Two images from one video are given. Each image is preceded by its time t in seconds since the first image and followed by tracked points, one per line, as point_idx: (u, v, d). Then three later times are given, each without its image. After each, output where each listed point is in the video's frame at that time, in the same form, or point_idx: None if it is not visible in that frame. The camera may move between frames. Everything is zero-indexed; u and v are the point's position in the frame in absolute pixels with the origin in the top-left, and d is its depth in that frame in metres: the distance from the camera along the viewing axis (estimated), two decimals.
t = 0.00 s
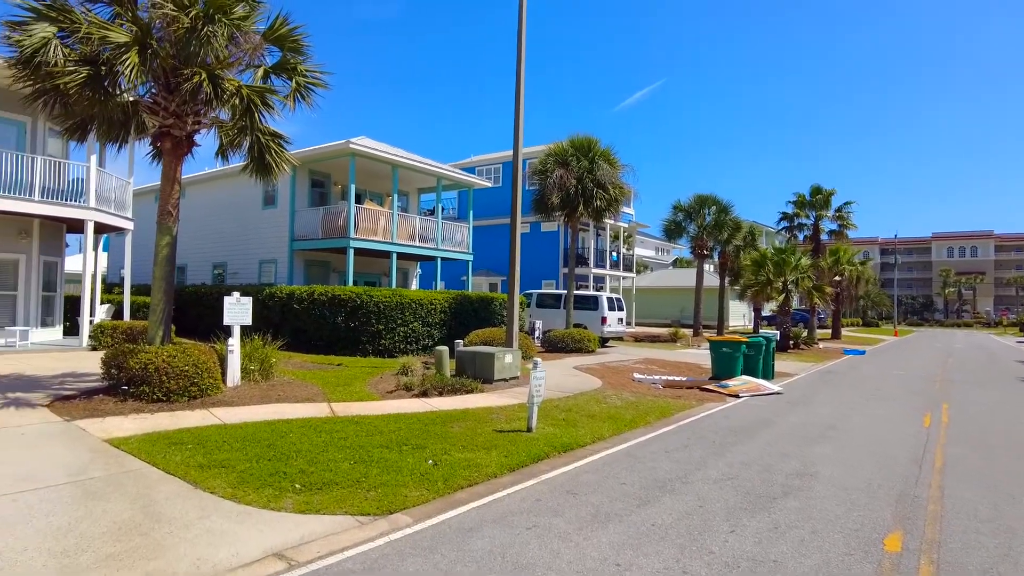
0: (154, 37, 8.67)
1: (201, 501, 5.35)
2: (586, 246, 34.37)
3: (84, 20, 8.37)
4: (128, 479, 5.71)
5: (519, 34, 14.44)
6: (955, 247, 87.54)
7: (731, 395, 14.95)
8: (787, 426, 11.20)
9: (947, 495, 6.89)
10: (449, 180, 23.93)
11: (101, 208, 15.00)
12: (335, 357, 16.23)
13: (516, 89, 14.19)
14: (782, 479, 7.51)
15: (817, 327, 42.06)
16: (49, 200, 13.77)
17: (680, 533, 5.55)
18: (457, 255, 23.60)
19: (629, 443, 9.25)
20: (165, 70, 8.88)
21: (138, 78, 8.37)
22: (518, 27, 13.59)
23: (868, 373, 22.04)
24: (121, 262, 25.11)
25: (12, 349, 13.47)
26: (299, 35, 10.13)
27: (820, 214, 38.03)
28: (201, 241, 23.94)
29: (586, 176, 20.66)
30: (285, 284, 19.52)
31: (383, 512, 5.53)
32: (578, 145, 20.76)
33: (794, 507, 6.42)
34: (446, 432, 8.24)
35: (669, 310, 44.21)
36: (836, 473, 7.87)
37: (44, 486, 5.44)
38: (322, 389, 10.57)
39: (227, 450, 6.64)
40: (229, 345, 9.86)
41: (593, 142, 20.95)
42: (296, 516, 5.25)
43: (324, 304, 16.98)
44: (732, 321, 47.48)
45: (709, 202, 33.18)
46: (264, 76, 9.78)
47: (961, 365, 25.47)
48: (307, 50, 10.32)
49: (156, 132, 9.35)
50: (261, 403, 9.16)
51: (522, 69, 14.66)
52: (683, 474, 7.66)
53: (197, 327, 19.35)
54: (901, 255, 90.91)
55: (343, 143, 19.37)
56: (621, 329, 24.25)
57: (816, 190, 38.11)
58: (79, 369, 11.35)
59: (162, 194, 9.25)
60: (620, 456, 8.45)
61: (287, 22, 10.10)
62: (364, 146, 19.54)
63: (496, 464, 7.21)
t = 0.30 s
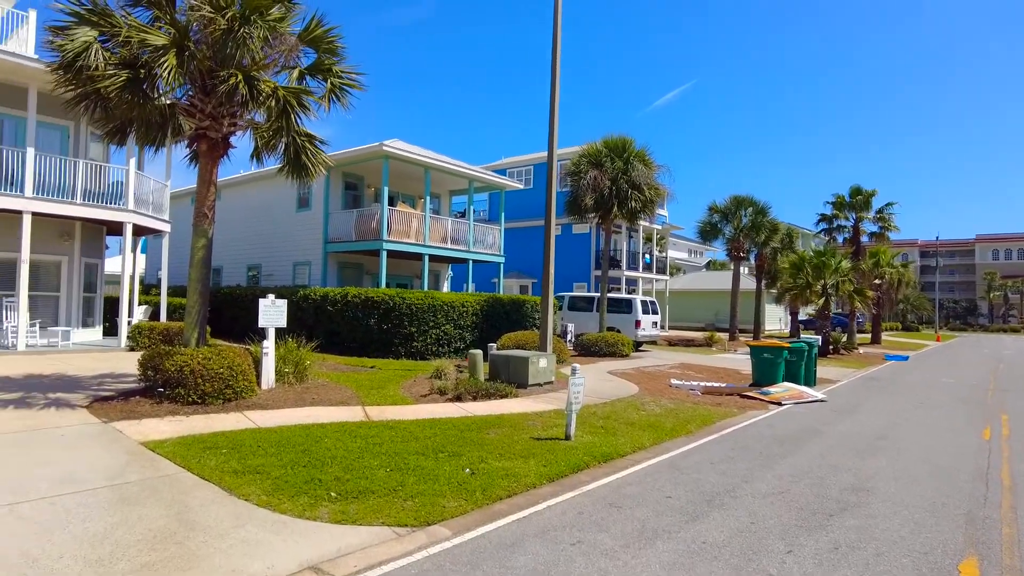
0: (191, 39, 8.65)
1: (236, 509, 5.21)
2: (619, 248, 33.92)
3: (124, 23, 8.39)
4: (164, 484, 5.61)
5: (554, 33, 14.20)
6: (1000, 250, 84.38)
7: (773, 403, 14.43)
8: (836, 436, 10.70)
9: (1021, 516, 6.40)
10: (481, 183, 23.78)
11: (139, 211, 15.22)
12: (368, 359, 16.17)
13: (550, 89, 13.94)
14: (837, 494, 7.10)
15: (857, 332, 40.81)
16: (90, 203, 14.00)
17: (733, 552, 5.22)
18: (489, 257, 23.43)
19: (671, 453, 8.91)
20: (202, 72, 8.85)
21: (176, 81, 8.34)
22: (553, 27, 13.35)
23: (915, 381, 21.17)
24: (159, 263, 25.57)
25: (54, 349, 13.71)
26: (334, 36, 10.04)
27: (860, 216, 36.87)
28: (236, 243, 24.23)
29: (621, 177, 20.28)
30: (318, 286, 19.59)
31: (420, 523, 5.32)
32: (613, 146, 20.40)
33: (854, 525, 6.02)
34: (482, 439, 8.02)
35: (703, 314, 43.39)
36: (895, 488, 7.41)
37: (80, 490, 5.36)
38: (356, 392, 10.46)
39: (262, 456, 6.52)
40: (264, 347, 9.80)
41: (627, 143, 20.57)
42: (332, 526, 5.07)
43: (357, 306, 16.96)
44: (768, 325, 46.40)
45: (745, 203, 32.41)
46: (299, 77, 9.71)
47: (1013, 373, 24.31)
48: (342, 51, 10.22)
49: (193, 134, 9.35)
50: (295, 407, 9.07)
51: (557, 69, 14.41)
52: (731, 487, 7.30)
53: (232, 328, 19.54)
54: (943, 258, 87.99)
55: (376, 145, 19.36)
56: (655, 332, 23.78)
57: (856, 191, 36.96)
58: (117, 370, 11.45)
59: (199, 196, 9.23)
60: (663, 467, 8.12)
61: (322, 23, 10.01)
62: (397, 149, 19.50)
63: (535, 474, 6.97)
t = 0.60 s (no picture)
0: (227, 41, 8.66)
1: (271, 515, 5.11)
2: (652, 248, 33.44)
3: (162, 26, 8.42)
4: (201, 487, 5.55)
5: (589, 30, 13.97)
6: None
7: (817, 408, 13.92)
8: (887, 444, 10.21)
9: None
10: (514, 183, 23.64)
11: (177, 213, 15.45)
12: (401, 360, 16.15)
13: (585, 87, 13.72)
14: (894, 506, 6.72)
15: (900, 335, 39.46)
16: (130, 205, 14.25)
17: (788, 568, 4.92)
18: (521, 258, 23.25)
19: (713, 461, 8.58)
20: (237, 73, 8.86)
21: (212, 82, 8.35)
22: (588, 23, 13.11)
23: (965, 386, 20.27)
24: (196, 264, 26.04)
25: (96, 349, 13.97)
26: (368, 36, 9.96)
27: (903, 214, 35.66)
28: (271, 245, 24.51)
29: (656, 176, 19.90)
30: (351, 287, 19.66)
31: (458, 531, 5.16)
32: (647, 144, 20.05)
33: (916, 541, 5.65)
34: (518, 443, 7.85)
35: (738, 315, 42.49)
36: (957, 501, 6.98)
37: (118, 491, 5.32)
38: (390, 394, 10.37)
39: (297, 459, 6.44)
40: (298, 348, 9.77)
41: (663, 141, 20.19)
42: (368, 533, 4.94)
43: (389, 308, 16.95)
44: (806, 327, 45.23)
45: (783, 202, 31.60)
46: (333, 77, 9.68)
47: None
48: (376, 51, 10.14)
49: (229, 136, 9.37)
50: (330, 408, 9.01)
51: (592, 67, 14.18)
52: (780, 497, 6.96)
53: (267, 329, 19.74)
54: (989, 258, 84.82)
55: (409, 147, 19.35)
56: (691, 335, 23.29)
57: (898, 189, 35.75)
58: (155, 370, 11.57)
59: (235, 197, 9.25)
60: (706, 475, 7.81)
61: (356, 23, 9.95)
62: (430, 150, 19.46)
63: (574, 481, 6.76)
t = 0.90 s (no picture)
0: (262, 42, 8.65)
1: (307, 520, 5.00)
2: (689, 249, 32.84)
3: (198, 30, 8.45)
4: (237, 491, 5.48)
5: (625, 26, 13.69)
6: None
7: (866, 413, 13.33)
8: (946, 451, 9.67)
9: None
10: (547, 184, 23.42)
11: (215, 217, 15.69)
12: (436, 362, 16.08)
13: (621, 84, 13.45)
14: (960, 519, 6.28)
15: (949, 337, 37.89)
16: (170, 210, 14.52)
17: None
18: (555, 259, 23.02)
19: (760, 468, 8.22)
20: (272, 75, 8.86)
21: (248, 84, 8.34)
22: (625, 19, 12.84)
23: None
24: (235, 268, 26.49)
25: (139, 351, 14.24)
26: (402, 36, 9.87)
27: (952, 212, 34.25)
28: (308, 248, 24.78)
29: (695, 174, 19.45)
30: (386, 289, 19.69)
31: (497, 539, 4.97)
32: (685, 142, 19.62)
33: (988, 559, 5.24)
34: (556, 448, 7.64)
35: (778, 317, 41.40)
36: None
37: (155, 494, 5.27)
38: (426, 396, 10.25)
39: (333, 462, 6.34)
40: (334, 350, 9.72)
41: (700, 139, 19.72)
42: (405, 540, 4.79)
43: (424, 309, 16.91)
44: (849, 329, 43.82)
45: (825, 199, 30.66)
46: (368, 77, 9.62)
47: None
48: (410, 51, 10.04)
49: (265, 138, 9.38)
50: (365, 411, 8.93)
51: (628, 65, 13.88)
52: (834, 507, 6.58)
53: (304, 330, 19.92)
54: None
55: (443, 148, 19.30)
56: (730, 336, 22.71)
57: (946, 185, 34.36)
58: (195, 372, 11.69)
59: (270, 199, 9.26)
60: (753, 483, 7.47)
61: (390, 23, 9.87)
62: (463, 151, 19.38)
63: (616, 489, 6.51)
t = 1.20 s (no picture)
0: (297, 44, 8.61)
1: (341, 529, 4.87)
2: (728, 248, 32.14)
3: (234, 33, 8.44)
4: (272, 497, 5.39)
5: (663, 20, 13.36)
6: None
7: (920, 419, 12.69)
8: (1011, 461, 9.08)
9: None
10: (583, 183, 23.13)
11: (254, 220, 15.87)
12: (471, 364, 15.96)
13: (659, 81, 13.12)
14: None
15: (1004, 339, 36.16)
16: (209, 213, 14.73)
17: None
18: (591, 259, 22.71)
19: (811, 477, 7.83)
20: (307, 77, 8.82)
21: (283, 86, 8.31)
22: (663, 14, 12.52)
23: None
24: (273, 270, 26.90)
25: (179, 352, 14.48)
26: (437, 36, 9.75)
27: (1007, 208, 32.66)
28: (344, 250, 24.99)
29: (735, 171, 18.94)
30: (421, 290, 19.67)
31: (537, 552, 4.77)
32: (724, 139, 19.12)
33: None
34: (596, 456, 7.40)
35: (820, 317, 40.17)
36: None
37: (191, 499, 5.22)
38: (462, 400, 10.11)
39: (369, 467, 6.23)
40: (370, 352, 9.65)
41: (741, 135, 19.19)
42: (441, 552, 4.63)
43: (459, 311, 16.81)
44: (895, 330, 42.25)
45: (870, 196, 29.60)
46: (402, 78, 9.52)
47: None
48: (445, 51, 9.91)
49: (301, 140, 9.35)
50: (401, 414, 8.82)
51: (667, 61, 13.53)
52: (894, 522, 6.18)
53: (341, 332, 20.06)
54: None
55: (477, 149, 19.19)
56: (772, 338, 22.03)
57: (1000, 180, 32.82)
58: (233, 374, 11.79)
59: (306, 202, 9.25)
60: (805, 494, 7.09)
61: (424, 23, 9.75)
62: (498, 152, 19.24)
63: (660, 500, 6.24)
